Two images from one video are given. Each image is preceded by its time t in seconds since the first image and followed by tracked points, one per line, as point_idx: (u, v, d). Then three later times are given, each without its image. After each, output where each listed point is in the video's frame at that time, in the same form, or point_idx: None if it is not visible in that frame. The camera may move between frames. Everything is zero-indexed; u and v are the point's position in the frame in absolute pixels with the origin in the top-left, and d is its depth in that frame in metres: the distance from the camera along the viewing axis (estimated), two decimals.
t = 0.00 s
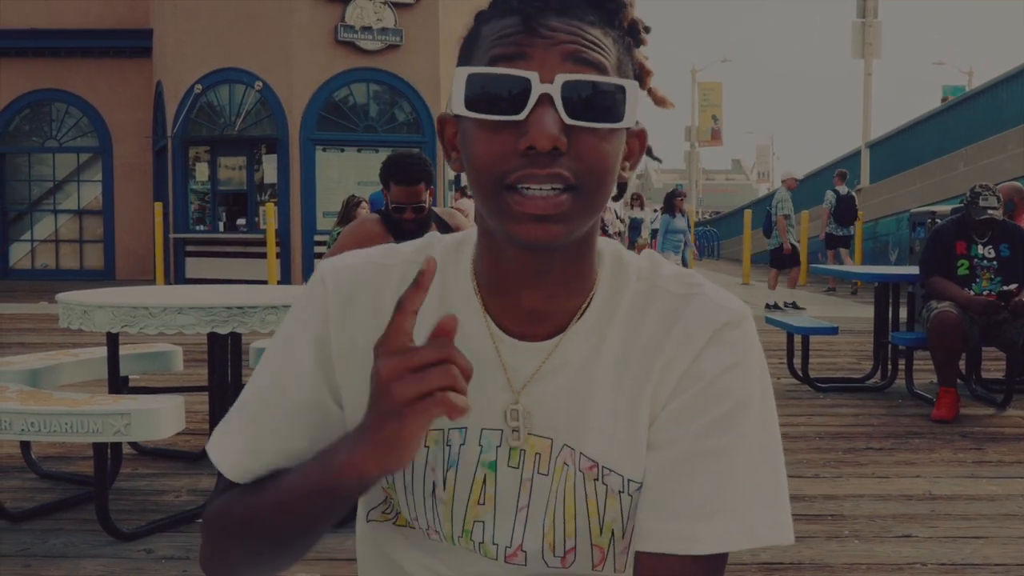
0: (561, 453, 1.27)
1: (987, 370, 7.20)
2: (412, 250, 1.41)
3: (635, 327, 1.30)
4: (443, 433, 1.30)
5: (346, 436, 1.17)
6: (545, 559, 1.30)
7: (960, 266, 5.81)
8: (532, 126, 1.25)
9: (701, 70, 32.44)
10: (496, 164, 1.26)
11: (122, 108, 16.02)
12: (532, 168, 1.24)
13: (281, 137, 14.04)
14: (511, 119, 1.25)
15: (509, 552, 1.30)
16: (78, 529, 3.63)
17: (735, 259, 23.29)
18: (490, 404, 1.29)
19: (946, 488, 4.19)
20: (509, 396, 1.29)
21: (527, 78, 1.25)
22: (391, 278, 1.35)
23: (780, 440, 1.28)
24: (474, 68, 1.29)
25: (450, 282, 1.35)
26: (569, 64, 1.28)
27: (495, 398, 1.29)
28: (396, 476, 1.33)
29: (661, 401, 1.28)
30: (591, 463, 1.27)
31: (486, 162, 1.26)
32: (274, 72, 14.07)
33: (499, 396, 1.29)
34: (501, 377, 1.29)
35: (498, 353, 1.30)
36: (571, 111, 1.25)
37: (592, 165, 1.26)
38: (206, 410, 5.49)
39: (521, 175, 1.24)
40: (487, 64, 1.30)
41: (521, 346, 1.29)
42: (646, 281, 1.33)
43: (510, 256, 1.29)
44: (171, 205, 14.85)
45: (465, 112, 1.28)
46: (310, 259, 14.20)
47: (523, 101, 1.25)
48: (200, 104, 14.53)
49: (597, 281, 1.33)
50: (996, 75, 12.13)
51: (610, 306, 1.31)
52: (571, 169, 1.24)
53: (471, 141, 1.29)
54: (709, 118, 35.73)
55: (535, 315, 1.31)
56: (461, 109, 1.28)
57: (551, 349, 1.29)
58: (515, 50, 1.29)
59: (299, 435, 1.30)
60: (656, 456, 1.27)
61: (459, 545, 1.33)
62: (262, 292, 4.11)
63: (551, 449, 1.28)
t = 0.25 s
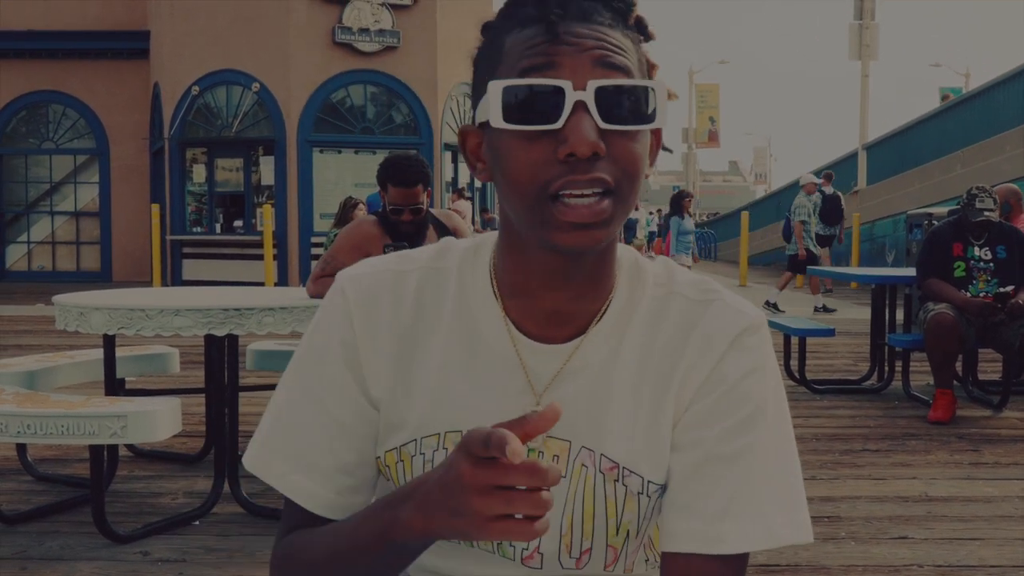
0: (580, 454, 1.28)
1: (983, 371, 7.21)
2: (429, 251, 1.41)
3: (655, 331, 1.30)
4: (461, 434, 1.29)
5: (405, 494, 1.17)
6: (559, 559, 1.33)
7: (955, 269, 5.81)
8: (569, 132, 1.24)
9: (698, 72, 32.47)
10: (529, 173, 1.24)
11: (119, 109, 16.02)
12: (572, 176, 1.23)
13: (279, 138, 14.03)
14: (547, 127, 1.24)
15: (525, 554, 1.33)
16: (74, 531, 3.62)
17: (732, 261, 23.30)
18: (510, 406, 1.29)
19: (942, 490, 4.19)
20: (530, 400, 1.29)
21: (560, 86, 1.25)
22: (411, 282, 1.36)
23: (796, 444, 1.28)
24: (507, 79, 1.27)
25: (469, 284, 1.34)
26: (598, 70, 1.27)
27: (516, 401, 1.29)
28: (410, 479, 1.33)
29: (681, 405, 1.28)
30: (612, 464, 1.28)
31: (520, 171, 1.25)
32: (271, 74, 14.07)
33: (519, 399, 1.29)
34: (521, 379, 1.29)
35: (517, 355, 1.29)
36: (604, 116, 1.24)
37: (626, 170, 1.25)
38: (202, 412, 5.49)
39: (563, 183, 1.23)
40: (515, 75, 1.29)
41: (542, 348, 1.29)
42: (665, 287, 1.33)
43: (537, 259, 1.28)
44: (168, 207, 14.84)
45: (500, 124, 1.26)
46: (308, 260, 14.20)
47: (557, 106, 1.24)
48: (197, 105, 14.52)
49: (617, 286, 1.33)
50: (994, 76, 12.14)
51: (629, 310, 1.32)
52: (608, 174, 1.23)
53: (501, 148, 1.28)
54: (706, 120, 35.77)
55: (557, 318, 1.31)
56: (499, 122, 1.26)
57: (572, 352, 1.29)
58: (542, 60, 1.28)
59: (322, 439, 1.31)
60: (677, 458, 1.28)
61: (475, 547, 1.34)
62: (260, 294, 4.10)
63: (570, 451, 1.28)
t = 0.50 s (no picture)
0: (595, 467, 1.31)
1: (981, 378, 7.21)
2: (452, 255, 1.45)
3: (676, 349, 1.34)
4: (483, 438, 1.33)
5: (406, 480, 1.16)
6: (570, 570, 1.32)
7: (954, 274, 5.81)
8: (629, 174, 1.27)
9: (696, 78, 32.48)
10: (580, 205, 1.28)
11: (117, 115, 16.02)
12: (629, 218, 1.26)
13: (277, 144, 14.04)
14: (608, 166, 1.27)
15: (537, 563, 1.32)
16: (70, 537, 3.62)
17: (730, 267, 23.31)
18: (531, 415, 1.33)
19: (940, 496, 4.19)
20: (549, 411, 1.33)
21: (625, 127, 1.27)
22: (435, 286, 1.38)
23: (807, 467, 1.33)
24: (577, 114, 1.28)
25: (494, 293, 1.37)
26: (665, 112, 1.30)
27: (537, 411, 1.33)
28: (424, 484, 1.36)
29: (700, 421, 1.32)
30: (627, 479, 1.31)
31: (576, 206, 1.28)
32: (270, 80, 14.08)
33: (539, 409, 1.33)
34: (540, 390, 1.33)
35: (538, 366, 1.33)
36: (665, 162, 1.28)
37: (673, 211, 1.29)
38: (199, 418, 5.48)
39: (616, 225, 1.26)
40: (576, 108, 1.31)
41: (563, 360, 1.32)
42: (687, 305, 1.36)
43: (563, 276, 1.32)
44: (166, 213, 14.84)
45: (562, 158, 1.28)
46: (305, 266, 14.19)
47: (621, 147, 1.27)
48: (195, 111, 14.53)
49: (639, 303, 1.36)
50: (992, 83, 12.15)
51: (650, 327, 1.35)
52: (659, 219, 1.27)
53: (552, 177, 1.30)
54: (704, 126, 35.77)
55: (578, 333, 1.34)
56: (562, 157, 1.29)
57: (593, 366, 1.33)
58: (611, 95, 1.30)
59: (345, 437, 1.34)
60: (694, 473, 1.33)
61: (485, 556, 1.35)
62: (258, 299, 4.10)
63: (585, 464, 1.31)
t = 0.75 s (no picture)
0: (599, 478, 1.30)
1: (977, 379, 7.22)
2: (459, 257, 1.39)
3: (682, 360, 1.33)
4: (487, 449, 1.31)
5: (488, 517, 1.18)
6: None
7: (949, 276, 5.83)
8: (628, 195, 1.27)
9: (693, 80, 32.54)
10: (582, 224, 1.27)
11: (114, 116, 16.01)
12: (623, 240, 1.25)
13: (274, 146, 14.03)
14: (609, 188, 1.26)
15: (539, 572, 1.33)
16: (66, 538, 3.61)
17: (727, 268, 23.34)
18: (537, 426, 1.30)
19: (937, 498, 4.19)
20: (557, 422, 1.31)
21: (629, 148, 1.26)
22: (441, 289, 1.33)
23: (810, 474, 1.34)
24: (578, 135, 1.28)
25: (502, 300, 1.35)
26: (673, 134, 1.28)
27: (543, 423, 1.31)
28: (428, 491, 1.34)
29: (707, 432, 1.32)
30: (632, 491, 1.30)
31: (577, 223, 1.27)
32: (267, 81, 14.07)
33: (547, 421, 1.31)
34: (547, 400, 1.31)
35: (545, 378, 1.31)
36: (670, 187, 1.27)
37: (676, 234, 1.28)
38: (195, 419, 5.48)
39: (612, 245, 1.25)
40: (582, 125, 1.30)
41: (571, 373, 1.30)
42: (694, 316, 1.35)
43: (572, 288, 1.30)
44: (163, 213, 14.82)
45: (561, 177, 1.28)
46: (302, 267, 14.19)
47: (624, 165, 1.26)
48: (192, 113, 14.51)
49: (648, 312, 1.34)
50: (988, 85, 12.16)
51: (659, 337, 1.33)
52: (658, 241, 1.26)
53: (554, 193, 1.30)
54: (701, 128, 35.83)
55: (586, 344, 1.32)
56: (560, 175, 1.28)
57: (600, 377, 1.31)
58: (619, 113, 1.28)
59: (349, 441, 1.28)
60: (702, 482, 1.33)
61: (489, 561, 1.36)
62: (255, 301, 4.10)
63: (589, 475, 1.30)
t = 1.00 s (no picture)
0: (600, 484, 1.28)
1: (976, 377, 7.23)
2: (457, 262, 1.38)
3: (684, 363, 1.30)
4: (488, 453, 1.28)
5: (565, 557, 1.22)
6: None
7: (949, 274, 5.84)
8: (618, 197, 1.25)
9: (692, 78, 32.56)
10: (574, 230, 1.25)
11: (113, 113, 15.99)
12: (618, 243, 1.23)
13: (272, 143, 14.02)
14: (598, 191, 1.24)
15: None
16: (65, 536, 3.61)
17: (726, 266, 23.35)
18: (538, 433, 1.28)
19: (935, 496, 4.19)
20: (560, 429, 1.28)
21: (614, 148, 1.24)
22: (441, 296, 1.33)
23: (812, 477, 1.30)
24: (559, 140, 1.26)
25: (500, 305, 1.32)
26: (659, 131, 1.26)
27: (545, 428, 1.28)
28: (432, 498, 1.31)
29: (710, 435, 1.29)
30: (632, 498, 1.28)
31: (568, 229, 1.26)
32: (265, 78, 14.04)
33: (550, 426, 1.28)
34: (549, 405, 1.28)
35: (547, 386, 1.28)
36: (659, 184, 1.25)
37: (670, 238, 1.26)
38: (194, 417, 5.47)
39: (607, 250, 1.23)
40: (566, 130, 1.28)
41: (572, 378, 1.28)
42: (695, 318, 1.33)
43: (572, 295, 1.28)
44: (161, 210, 14.81)
45: (547, 186, 1.27)
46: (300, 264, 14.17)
47: (612, 168, 1.24)
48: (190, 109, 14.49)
49: (648, 316, 1.32)
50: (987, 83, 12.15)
51: (660, 341, 1.31)
52: (656, 243, 1.24)
53: (547, 199, 1.28)
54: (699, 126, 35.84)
55: (585, 350, 1.30)
56: (546, 181, 1.27)
57: (602, 383, 1.29)
58: (600, 114, 1.26)
59: (352, 452, 1.27)
60: (704, 486, 1.29)
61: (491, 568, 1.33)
62: (254, 299, 4.10)
63: (590, 480, 1.28)
